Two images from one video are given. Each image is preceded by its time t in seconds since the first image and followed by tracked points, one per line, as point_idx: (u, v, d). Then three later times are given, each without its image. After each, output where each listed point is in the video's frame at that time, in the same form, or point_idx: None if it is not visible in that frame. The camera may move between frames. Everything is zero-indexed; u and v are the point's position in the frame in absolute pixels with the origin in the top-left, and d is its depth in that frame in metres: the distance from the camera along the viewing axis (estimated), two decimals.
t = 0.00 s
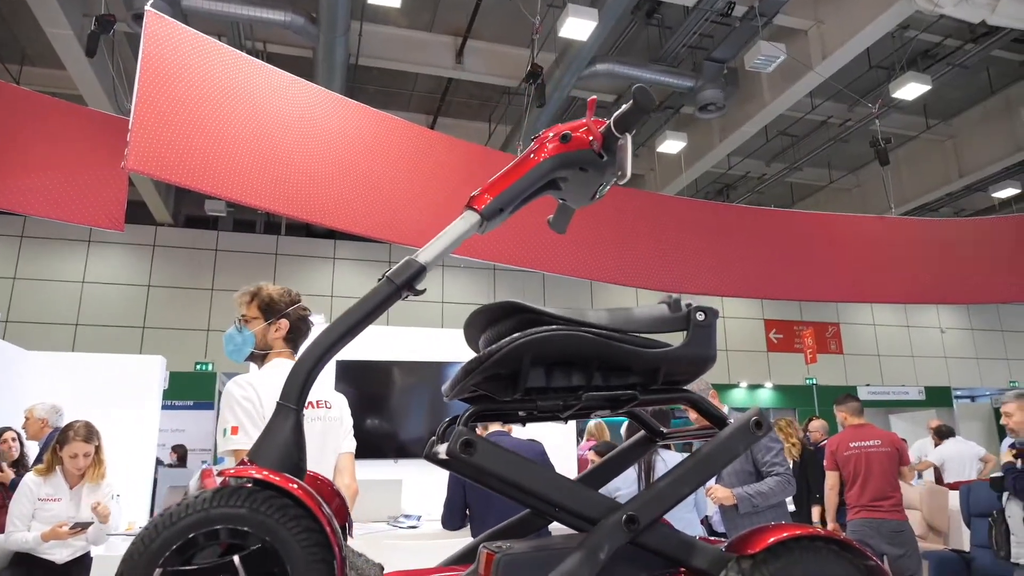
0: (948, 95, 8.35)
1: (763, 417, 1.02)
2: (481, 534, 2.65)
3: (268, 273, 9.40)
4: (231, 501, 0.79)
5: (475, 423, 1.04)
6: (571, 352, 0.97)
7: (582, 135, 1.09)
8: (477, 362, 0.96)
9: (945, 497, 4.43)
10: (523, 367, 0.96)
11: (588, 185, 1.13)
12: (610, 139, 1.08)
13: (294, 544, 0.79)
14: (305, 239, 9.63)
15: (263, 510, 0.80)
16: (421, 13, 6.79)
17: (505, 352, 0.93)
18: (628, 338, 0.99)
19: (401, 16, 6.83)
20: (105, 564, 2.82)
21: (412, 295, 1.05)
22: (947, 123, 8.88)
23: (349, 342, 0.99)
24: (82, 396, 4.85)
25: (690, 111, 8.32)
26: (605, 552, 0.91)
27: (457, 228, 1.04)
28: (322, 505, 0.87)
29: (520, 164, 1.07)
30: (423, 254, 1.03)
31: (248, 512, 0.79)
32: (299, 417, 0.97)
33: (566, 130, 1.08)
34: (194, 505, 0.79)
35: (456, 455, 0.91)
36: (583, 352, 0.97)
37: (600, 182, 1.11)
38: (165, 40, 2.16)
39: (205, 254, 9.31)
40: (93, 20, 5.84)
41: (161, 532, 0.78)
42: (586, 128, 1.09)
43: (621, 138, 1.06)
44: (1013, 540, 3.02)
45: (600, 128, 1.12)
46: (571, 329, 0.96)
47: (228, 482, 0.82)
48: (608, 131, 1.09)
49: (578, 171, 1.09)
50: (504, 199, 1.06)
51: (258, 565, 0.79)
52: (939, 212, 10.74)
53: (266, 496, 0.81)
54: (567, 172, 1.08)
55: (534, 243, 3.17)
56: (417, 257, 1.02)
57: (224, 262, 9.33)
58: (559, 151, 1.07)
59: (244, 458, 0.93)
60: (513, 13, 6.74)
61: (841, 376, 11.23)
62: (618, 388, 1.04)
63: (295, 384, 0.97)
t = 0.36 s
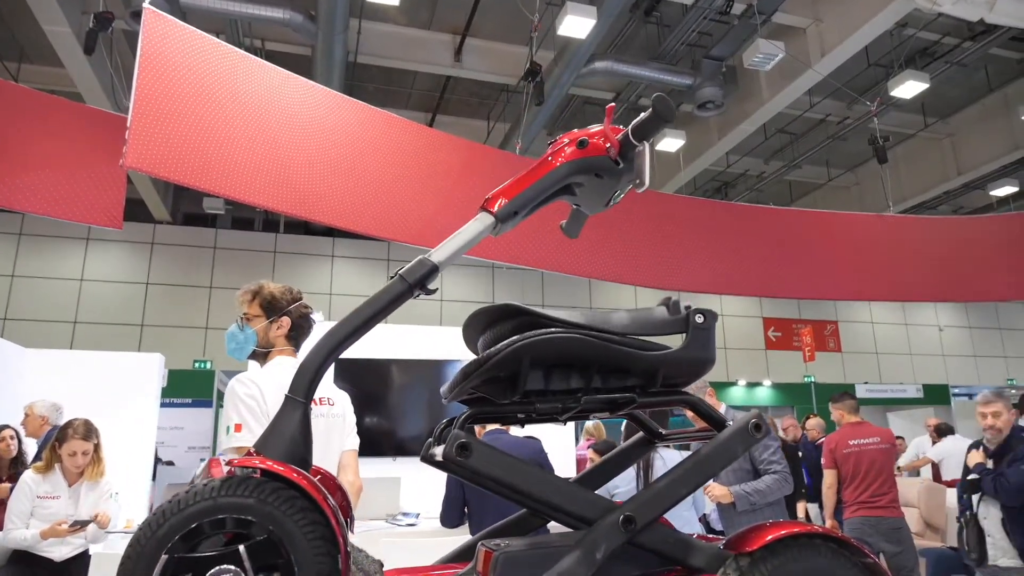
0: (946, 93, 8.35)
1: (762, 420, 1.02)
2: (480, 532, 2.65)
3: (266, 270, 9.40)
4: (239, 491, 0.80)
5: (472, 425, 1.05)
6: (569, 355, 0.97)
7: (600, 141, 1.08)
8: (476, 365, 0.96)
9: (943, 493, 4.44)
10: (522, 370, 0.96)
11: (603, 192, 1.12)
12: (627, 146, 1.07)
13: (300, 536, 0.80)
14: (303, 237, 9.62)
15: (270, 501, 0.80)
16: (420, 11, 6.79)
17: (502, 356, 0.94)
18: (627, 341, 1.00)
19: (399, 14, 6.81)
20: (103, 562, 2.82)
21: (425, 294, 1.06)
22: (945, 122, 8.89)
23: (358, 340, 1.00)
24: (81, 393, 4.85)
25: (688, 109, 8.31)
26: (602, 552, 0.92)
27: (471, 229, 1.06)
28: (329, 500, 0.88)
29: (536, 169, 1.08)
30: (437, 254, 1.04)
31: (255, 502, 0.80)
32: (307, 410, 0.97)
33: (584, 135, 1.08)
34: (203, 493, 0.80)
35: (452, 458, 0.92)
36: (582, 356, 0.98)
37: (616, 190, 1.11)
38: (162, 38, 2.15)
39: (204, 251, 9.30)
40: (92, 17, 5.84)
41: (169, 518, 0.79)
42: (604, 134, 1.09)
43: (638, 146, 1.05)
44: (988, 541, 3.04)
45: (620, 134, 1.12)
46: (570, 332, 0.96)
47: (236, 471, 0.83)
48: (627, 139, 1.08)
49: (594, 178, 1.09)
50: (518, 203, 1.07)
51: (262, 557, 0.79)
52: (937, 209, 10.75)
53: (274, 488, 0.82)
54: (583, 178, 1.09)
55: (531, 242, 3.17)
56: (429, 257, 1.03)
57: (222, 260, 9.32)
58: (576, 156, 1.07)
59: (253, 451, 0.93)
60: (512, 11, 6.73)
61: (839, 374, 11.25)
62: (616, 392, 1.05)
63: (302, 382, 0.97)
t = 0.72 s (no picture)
0: (945, 94, 8.36)
1: (759, 423, 1.03)
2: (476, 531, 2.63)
3: (264, 268, 9.38)
4: (245, 482, 0.83)
5: (467, 428, 1.05)
6: (568, 359, 0.97)
7: (615, 149, 1.11)
8: (473, 368, 0.97)
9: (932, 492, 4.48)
10: (519, 373, 0.96)
11: (617, 200, 1.15)
12: (644, 155, 1.11)
13: (303, 529, 0.83)
14: (301, 235, 9.60)
15: (275, 493, 0.83)
16: (419, 9, 6.78)
17: (500, 359, 0.94)
18: (626, 344, 1.01)
19: (398, 12, 6.79)
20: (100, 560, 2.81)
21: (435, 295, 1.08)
22: (942, 122, 8.91)
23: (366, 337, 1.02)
24: (77, 391, 4.84)
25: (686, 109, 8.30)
26: (597, 551, 0.93)
27: (486, 230, 1.08)
28: (331, 492, 0.91)
29: (552, 173, 1.10)
30: (448, 254, 1.06)
31: (261, 494, 0.82)
32: (313, 405, 0.98)
33: (600, 142, 1.11)
34: (209, 481, 0.83)
35: (446, 461, 0.93)
36: (581, 359, 0.98)
37: (629, 197, 1.14)
38: (160, 34, 2.15)
39: (201, 249, 9.28)
40: (88, 13, 5.82)
41: (174, 505, 0.81)
42: (621, 142, 1.12)
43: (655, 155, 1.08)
44: (945, 539, 2.99)
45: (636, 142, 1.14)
46: (568, 335, 0.96)
47: (242, 461, 0.86)
48: (642, 148, 1.11)
49: (608, 186, 1.11)
50: (533, 206, 1.09)
51: (266, 547, 0.82)
52: (935, 209, 10.77)
53: (279, 480, 0.85)
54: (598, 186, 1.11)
55: (528, 239, 3.16)
56: (441, 257, 1.05)
57: (219, 258, 9.30)
58: (591, 164, 1.10)
59: (256, 441, 0.94)
60: (511, 10, 6.72)
61: (836, 373, 11.26)
62: (613, 395, 1.05)
63: (310, 374, 0.98)
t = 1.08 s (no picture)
0: (941, 93, 8.37)
1: (755, 424, 1.04)
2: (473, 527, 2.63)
3: (260, 265, 9.37)
4: (251, 470, 0.86)
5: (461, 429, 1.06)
6: (564, 360, 0.98)
7: (630, 156, 1.14)
8: (470, 369, 0.97)
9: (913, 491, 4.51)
10: (515, 374, 0.97)
11: (630, 208, 1.18)
12: (661, 163, 1.14)
13: (306, 518, 0.86)
14: (297, 233, 9.58)
15: (279, 483, 0.87)
16: (415, 6, 6.77)
17: (496, 360, 0.95)
18: (621, 346, 1.02)
19: (394, 9, 6.78)
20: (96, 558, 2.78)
21: (444, 293, 1.11)
22: (938, 120, 8.93)
23: (374, 333, 1.06)
24: (73, 389, 4.83)
25: (683, 106, 8.30)
26: (591, 550, 0.93)
27: (501, 231, 1.11)
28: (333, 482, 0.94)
29: (566, 176, 1.13)
30: (459, 255, 1.09)
31: (266, 484, 0.86)
32: (320, 397, 1.02)
33: (616, 150, 1.14)
34: (216, 468, 0.86)
35: (440, 463, 0.92)
36: (577, 360, 0.99)
37: (642, 205, 1.18)
38: (156, 31, 2.14)
39: (197, 247, 9.25)
40: (82, 10, 5.79)
41: (181, 490, 0.84)
42: (637, 151, 1.16)
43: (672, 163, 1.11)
44: (927, 541, 2.94)
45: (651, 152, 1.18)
46: (563, 337, 0.97)
47: (249, 449, 0.89)
48: (658, 157, 1.14)
49: (622, 192, 1.14)
50: (546, 210, 1.11)
51: (267, 535, 0.87)
52: (930, 208, 10.79)
53: (284, 470, 0.88)
54: (612, 192, 1.14)
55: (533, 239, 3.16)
56: (452, 257, 1.09)
57: (215, 255, 9.27)
58: (606, 170, 1.13)
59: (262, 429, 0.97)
60: (507, 7, 6.71)
61: (832, 371, 11.28)
62: (610, 396, 1.06)
63: (317, 365, 1.03)
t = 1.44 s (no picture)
0: (938, 85, 8.36)
1: (752, 420, 1.04)
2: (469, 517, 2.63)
3: (257, 257, 9.35)
4: (259, 452, 0.87)
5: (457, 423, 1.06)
6: (562, 355, 0.99)
7: (647, 159, 1.14)
8: (467, 364, 0.97)
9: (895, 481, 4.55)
10: (513, 369, 0.98)
11: (644, 210, 1.18)
12: (678, 166, 1.13)
13: (310, 502, 0.86)
14: (293, 224, 9.56)
15: (285, 466, 0.87)
16: None
17: (493, 356, 0.95)
18: (619, 341, 1.02)
19: None
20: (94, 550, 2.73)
21: (456, 286, 1.12)
22: (936, 113, 8.92)
23: (382, 324, 1.06)
24: (70, 380, 4.82)
25: (681, 98, 8.28)
26: (586, 542, 0.93)
27: (513, 227, 1.11)
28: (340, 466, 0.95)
29: (582, 176, 1.13)
30: (471, 249, 1.10)
31: (272, 467, 0.86)
32: (327, 383, 1.03)
33: (633, 151, 1.14)
34: (225, 448, 0.87)
35: (434, 458, 0.93)
36: (575, 355, 0.99)
37: (656, 207, 1.17)
38: (151, 21, 2.12)
39: (193, 238, 9.23)
40: None
41: (189, 468, 0.85)
42: (653, 153, 1.14)
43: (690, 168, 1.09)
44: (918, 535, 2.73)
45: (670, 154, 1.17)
46: (562, 331, 0.98)
47: (259, 431, 0.90)
48: (676, 160, 1.13)
49: (637, 194, 1.14)
50: (560, 208, 1.12)
51: (273, 517, 0.87)
52: (928, 201, 10.80)
53: (291, 454, 0.88)
54: (628, 194, 1.14)
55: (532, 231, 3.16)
56: (464, 250, 1.10)
57: (211, 247, 9.25)
58: (623, 171, 1.13)
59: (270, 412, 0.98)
60: None
61: (828, 363, 11.32)
62: (607, 391, 1.07)
63: (326, 354, 1.03)
